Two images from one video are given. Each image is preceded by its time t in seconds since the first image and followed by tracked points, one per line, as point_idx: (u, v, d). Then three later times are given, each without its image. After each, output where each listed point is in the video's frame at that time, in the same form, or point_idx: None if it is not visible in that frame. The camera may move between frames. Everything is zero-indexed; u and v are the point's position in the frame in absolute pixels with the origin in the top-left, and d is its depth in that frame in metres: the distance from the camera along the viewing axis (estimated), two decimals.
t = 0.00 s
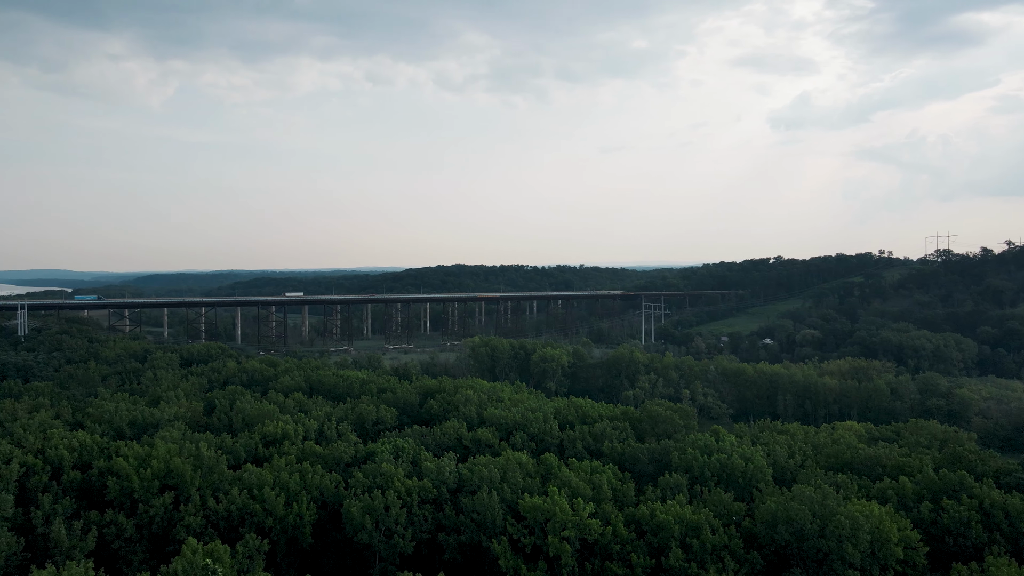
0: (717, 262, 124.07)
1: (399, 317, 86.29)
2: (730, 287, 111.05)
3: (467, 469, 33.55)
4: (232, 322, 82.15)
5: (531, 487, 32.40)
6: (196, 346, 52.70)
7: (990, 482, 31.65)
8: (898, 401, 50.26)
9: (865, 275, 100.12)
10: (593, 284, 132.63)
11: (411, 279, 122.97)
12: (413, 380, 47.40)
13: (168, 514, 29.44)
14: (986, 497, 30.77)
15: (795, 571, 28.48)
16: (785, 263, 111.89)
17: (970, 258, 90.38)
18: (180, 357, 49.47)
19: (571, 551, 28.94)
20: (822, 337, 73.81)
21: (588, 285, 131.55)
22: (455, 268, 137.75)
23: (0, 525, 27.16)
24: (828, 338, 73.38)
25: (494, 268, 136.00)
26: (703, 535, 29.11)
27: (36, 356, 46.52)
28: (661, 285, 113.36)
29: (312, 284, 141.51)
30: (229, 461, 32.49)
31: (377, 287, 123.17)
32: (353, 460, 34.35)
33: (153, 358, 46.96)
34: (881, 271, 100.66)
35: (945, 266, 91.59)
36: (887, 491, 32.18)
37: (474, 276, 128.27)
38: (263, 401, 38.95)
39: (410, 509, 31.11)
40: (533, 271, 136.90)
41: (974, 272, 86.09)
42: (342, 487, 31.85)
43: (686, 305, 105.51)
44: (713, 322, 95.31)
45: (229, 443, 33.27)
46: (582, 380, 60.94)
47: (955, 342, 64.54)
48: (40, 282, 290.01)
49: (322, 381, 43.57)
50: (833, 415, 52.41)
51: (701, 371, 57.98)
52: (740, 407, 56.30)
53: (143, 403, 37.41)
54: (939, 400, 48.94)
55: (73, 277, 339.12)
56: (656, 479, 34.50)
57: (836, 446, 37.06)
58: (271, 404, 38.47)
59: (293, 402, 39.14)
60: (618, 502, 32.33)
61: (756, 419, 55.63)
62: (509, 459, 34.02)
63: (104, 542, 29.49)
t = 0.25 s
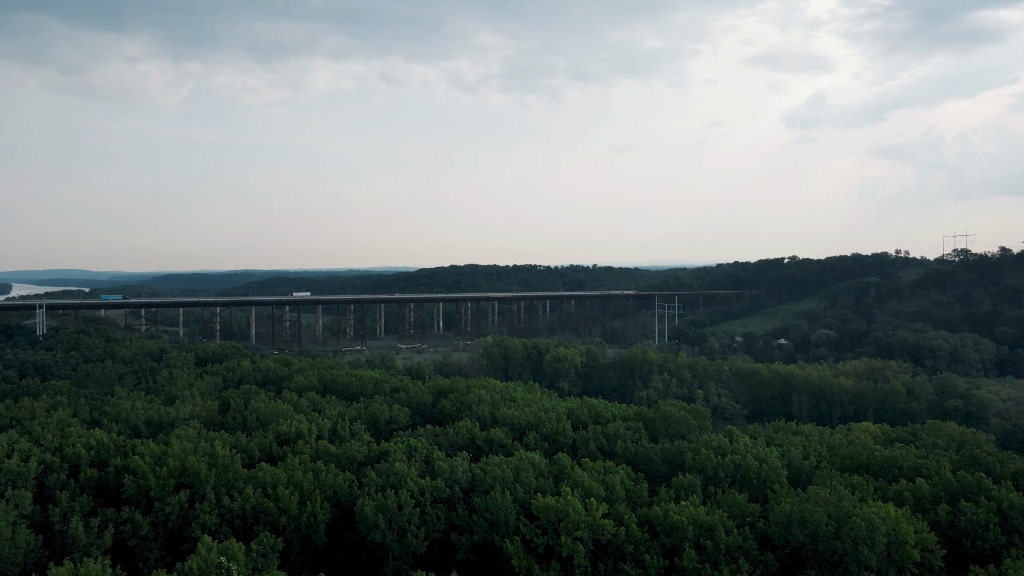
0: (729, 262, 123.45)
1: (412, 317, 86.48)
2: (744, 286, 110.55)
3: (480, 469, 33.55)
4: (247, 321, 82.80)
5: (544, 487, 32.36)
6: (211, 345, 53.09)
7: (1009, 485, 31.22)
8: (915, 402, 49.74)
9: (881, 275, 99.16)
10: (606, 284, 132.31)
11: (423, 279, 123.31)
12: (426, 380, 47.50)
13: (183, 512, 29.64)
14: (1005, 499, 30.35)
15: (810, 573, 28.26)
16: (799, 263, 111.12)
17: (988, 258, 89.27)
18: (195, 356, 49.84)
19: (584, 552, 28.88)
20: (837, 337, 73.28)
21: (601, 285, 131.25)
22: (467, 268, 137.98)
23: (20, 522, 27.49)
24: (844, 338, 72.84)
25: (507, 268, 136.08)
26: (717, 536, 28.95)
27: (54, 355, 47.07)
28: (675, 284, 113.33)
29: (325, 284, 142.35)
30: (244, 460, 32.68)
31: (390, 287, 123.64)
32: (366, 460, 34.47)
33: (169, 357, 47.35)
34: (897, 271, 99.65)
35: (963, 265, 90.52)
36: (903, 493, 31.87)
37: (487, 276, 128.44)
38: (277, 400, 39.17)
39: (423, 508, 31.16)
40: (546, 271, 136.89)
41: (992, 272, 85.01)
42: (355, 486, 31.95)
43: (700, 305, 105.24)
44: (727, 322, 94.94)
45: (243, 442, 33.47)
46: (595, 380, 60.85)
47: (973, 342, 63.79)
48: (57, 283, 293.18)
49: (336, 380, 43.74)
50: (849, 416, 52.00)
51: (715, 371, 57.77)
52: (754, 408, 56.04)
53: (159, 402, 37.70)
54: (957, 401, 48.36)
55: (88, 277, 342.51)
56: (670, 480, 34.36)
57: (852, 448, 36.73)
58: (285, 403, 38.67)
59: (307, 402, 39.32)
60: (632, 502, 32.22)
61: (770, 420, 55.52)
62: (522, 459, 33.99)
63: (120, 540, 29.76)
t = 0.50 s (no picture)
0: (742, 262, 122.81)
1: (425, 316, 86.66)
2: (758, 286, 110.01)
3: (493, 469, 33.56)
4: (261, 321, 83.38)
5: (557, 487, 32.31)
6: (225, 345, 53.44)
7: None
8: (932, 403, 49.21)
9: (896, 275, 98.17)
10: (619, 284, 131.98)
11: (436, 279, 123.58)
12: (439, 380, 47.59)
13: (199, 510, 29.86)
14: None
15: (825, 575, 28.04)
16: (813, 262, 110.33)
17: (1006, 257, 88.14)
18: (210, 355, 50.21)
19: (597, 552, 28.82)
20: (853, 337, 72.75)
21: (614, 285, 130.93)
22: (480, 268, 138.19)
23: (38, 519, 27.79)
24: (859, 338, 72.29)
25: (520, 268, 136.12)
26: (731, 537, 28.80)
27: (71, 354, 47.60)
28: (689, 285, 112.95)
29: (338, 284, 143.08)
30: (258, 459, 32.87)
31: (403, 287, 124.04)
32: (379, 459, 34.57)
33: (184, 357, 47.74)
34: (913, 270, 98.59)
35: (981, 265, 89.43)
36: (920, 495, 31.53)
37: (500, 276, 128.56)
38: (291, 399, 39.37)
39: (436, 507, 31.20)
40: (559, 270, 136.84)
41: (1011, 272, 83.92)
42: (368, 485, 32.04)
43: (714, 305, 104.95)
44: (741, 322, 94.57)
45: (257, 441, 33.66)
46: (608, 380, 60.78)
47: (991, 343, 63.03)
48: (73, 283, 296.35)
49: (349, 380, 43.90)
50: (864, 417, 51.58)
51: (729, 371, 57.56)
52: (768, 408, 55.73)
53: (174, 400, 37.99)
54: (975, 402, 47.75)
55: (104, 278, 345.79)
56: (683, 481, 34.21)
57: (868, 449, 36.41)
58: (299, 402, 38.86)
59: (320, 401, 39.49)
60: (645, 503, 32.10)
61: (785, 420, 55.21)
62: (535, 459, 33.96)
63: (137, 537, 30.02)
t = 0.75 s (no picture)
0: (755, 262, 122.15)
1: (438, 316, 86.88)
2: (772, 286, 109.50)
3: (506, 468, 33.56)
4: (275, 321, 83.98)
5: (570, 487, 32.26)
6: (239, 344, 53.82)
7: None
8: (949, 404, 48.64)
9: (912, 275, 97.23)
10: (632, 284, 131.72)
11: (449, 279, 123.92)
12: (452, 379, 47.70)
13: (213, 508, 30.06)
14: None
15: None
16: (827, 262, 109.54)
17: None
18: (225, 355, 50.58)
19: (611, 552, 28.76)
20: (868, 338, 72.22)
21: (628, 285, 130.60)
22: (492, 268, 138.38)
23: (56, 517, 28.07)
24: (875, 339, 71.74)
25: (532, 267, 136.15)
26: (745, 539, 28.62)
27: (89, 353, 48.14)
28: (702, 285, 112.55)
29: (351, 284, 143.85)
30: (272, 457, 33.06)
31: (416, 287, 124.45)
32: (392, 458, 34.65)
33: (200, 356, 48.09)
34: (929, 270, 97.56)
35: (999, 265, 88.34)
36: (937, 497, 31.22)
37: (512, 276, 128.68)
38: (305, 398, 39.56)
39: (449, 507, 31.23)
40: (571, 270, 136.76)
41: None
42: (381, 484, 32.12)
43: (728, 305, 104.64)
44: (756, 322, 94.22)
45: (271, 440, 33.85)
46: (621, 380, 60.74)
47: (1010, 344, 62.27)
48: (89, 284, 299.31)
49: (363, 379, 44.07)
50: (880, 417, 51.16)
51: (743, 372, 57.35)
52: (782, 409, 55.46)
53: (190, 399, 38.29)
54: (993, 403, 47.08)
55: (118, 278, 348.91)
56: (697, 481, 34.07)
57: (884, 450, 36.11)
58: (313, 402, 39.03)
59: (334, 400, 39.67)
60: (658, 503, 31.98)
61: (800, 421, 54.88)
62: (548, 459, 33.93)
63: (152, 535, 30.27)
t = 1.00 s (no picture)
0: (768, 262, 121.46)
1: (451, 315, 87.08)
2: (787, 285, 109.03)
3: (518, 468, 33.54)
4: (289, 320, 84.55)
5: (583, 487, 32.18)
6: (253, 344, 54.15)
7: None
8: (966, 405, 47.80)
9: (928, 275, 96.12)
10: (645, 283, 131.41)
11: (461, 279, 124.25)
12: (465, 379, 47.79)
13: (228, 507, 30.25)
14: None
15: None
16: (841, 261, 108.70)
17: None
18: (240, 354, 50.92)
19: (624, 553, 28.66)
20: (884, 338, 71.66)
21: (641, 284, 130.28)
22: (504, 268, 138.57)
23: (73, 514, 28.35)
24: (891, 339, 71.17)
25: (544, 267, 136.20)
26: (759, 540, 28.45)
27: (106, 352, 48.66)
28: (716, 285, 112.04)
29: (364, 284, 144.58)
30: (286, 456, 33.22)
31: (428, 287, 124.85)
32: (405, 458, 34.73)
33: (215, 355, 48.43)
34: (947, 269, 96.42)
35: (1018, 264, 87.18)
36: (955, 499, 30.88)
37: (525, 276, 128.83)
38: (318, 398, 39.71)
39: (461, 506, 31.25)
40: (583, 270, 136.70)
41: None
42: (394, 484, 32.18)
43: (742, 305, 104.36)
44: (771, 322, 93.89)
45: (285, 438, 34.02)
46: (634, 380, 60.65)
47: None
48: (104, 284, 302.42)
49: (376, 378, 44.21)
50: (896, 418, 50.70)
51: (757, 372, 57.09)
52: (797, 409, 55.12)
53: (204, 398, 38.56)
54: (1011, 404, 46.00)
55: (133, 279, 352.09)
56: (711, 482, 33.91)
57: (900, 451, 35.79)
58: (326, 401, 39.18)
59: (347, 399, 39.81)
60: (671, 504, 31.86)
61: (815, 422, 54.43)
62: (561, 459, 33.88)
63: (168, 532, 30.51)
